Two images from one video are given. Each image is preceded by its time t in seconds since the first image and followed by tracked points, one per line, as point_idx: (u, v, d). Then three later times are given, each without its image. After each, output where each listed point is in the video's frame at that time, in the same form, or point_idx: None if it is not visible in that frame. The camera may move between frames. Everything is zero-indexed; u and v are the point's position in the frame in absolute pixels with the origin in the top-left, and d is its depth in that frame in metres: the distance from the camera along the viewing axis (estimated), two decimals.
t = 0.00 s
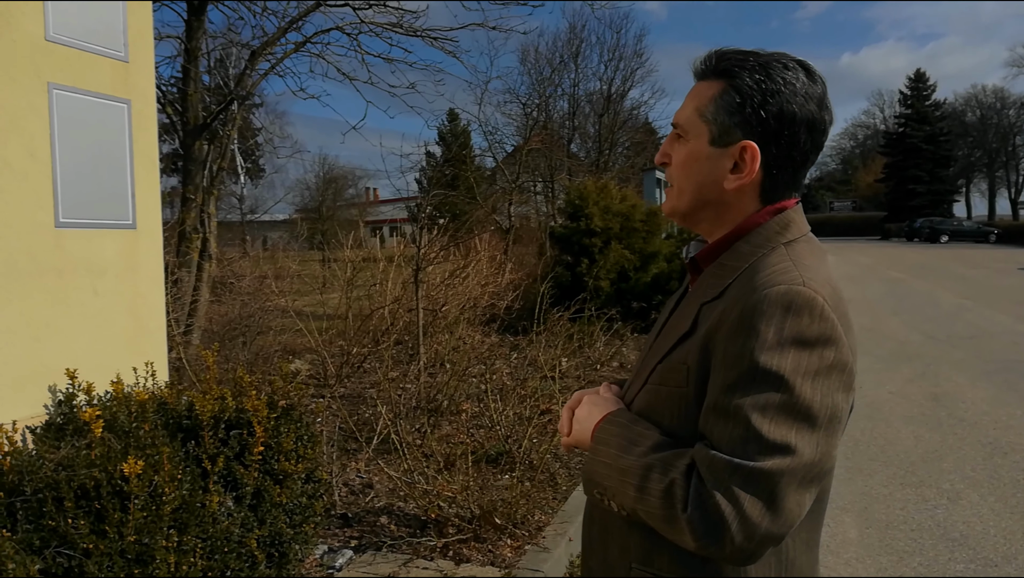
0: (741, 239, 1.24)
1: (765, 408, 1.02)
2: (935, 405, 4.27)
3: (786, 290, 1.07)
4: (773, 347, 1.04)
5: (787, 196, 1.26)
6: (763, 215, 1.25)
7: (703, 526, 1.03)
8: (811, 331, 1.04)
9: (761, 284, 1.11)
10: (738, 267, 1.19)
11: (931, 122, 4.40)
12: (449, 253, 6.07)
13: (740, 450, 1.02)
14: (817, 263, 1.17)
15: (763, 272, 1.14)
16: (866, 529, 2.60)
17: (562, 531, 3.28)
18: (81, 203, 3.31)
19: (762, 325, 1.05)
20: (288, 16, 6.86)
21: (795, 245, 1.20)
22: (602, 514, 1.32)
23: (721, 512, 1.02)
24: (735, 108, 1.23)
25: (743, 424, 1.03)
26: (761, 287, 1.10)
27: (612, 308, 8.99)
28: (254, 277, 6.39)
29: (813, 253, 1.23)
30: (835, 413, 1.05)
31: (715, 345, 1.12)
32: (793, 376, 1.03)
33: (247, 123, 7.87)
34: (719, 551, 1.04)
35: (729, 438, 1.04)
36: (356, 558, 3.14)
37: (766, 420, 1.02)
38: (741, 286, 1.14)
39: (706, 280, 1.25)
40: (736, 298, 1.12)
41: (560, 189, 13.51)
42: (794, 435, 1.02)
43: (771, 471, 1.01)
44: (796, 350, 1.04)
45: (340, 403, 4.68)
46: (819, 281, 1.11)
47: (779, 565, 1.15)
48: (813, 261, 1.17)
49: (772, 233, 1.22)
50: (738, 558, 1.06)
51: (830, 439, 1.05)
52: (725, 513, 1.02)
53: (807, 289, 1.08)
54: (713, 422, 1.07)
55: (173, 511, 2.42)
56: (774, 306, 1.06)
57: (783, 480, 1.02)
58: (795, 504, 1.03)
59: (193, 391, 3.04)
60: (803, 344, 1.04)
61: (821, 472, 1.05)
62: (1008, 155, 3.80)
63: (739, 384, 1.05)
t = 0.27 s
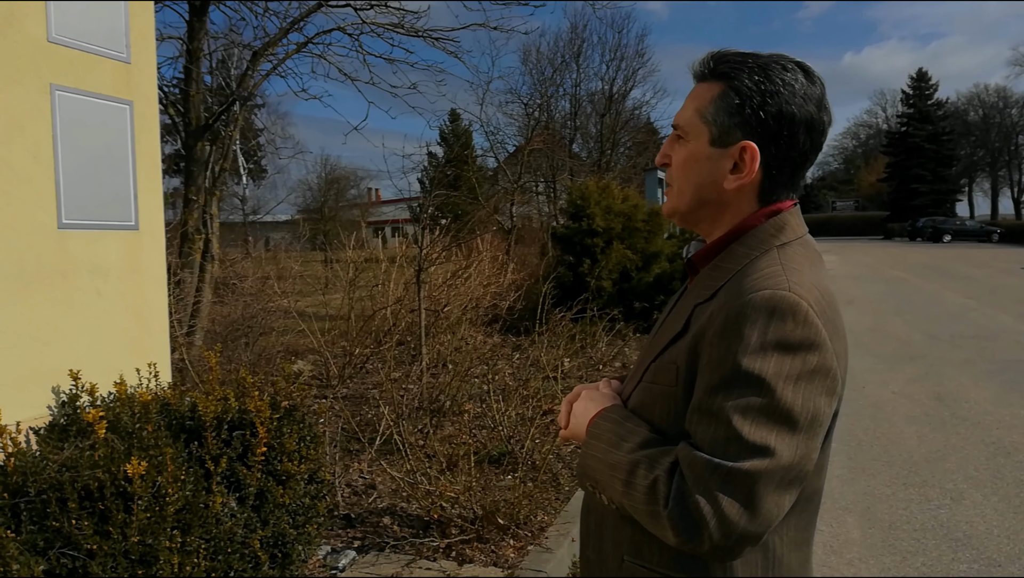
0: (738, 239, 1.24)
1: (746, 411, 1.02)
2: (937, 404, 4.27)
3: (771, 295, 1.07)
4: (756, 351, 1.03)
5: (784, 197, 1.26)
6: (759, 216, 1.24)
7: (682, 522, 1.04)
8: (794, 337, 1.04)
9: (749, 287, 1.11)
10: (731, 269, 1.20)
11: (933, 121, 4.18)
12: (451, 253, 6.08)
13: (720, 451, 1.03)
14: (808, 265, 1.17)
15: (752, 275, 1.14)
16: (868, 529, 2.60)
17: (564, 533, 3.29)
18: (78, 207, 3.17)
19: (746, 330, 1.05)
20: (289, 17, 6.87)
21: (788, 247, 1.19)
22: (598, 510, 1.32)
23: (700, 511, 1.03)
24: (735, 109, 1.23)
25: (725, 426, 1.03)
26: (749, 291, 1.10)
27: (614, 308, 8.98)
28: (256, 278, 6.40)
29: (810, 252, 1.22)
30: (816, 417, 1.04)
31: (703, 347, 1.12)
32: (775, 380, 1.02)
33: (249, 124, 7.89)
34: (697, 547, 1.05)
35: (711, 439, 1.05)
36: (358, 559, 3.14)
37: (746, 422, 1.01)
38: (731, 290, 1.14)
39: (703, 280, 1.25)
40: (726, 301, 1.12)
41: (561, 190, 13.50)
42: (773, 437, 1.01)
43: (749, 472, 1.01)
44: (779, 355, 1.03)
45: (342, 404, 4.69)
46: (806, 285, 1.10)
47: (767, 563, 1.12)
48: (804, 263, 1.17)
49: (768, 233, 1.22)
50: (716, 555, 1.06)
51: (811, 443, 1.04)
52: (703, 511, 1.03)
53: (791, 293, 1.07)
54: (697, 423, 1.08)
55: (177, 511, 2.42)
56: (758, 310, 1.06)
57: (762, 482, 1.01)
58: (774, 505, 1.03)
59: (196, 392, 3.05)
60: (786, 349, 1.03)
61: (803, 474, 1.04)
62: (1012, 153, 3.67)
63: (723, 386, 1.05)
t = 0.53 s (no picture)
0: (733, 239, 1.24)
1: (744, 409, 1.03)
2: (936, 406, 4.28)
3: (765, 294, 1.07)
4: (752, 349, 1.04)
5: (777, 197, 1.26)
6: (753, 216, 1.25)
7: (684, 522, 1.05)
8: (789, 335, 1.04)
9: (743, 287, 1.12)
10: (726, 270, 1.20)
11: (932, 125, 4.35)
12: (450, 257, 6.08)
13: (719, 450, 1.03)
14: (801, 265, 1.17)
15: (746, 276, 1.14)
16: (868, 530, 2.60)
17: (564, 535, 3.30)
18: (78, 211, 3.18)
19: (742, 328, 1.06)
20: (288, 21, 6.88)
21: (781, 248, 1.19)
22: (597, 513, 1.32)
23: (701, 510, 1.03)
24: (729, 110, 1.23)
25: (723, 424, 1.03)
26: (743, 291, 1.10)
27: (614, 310, 8.98)
28: (255, 282, 6.40)
29: (804, 252, 1.23)
30: (813, 414, 1.04)
31: (699, 348, 1.13)
32: (772, 377, 1.03)
33: (248, 128, 7.89)
34: (699, 547, 1.05)
35: (709, 439, 1.05)
36: (358, 562, 3.13)
37: (744, 420, 1.02)
38: (726, 290, 1.14)
39: (697, 282, 1.25)
40: (720, 302, 1.13)
41: (561, 192, 13.51)
42: (771, 434, 1.02)
43: (748, 470, 1.01)
44: (775, 353, 1.04)
45: (342, 408, 4.69)
46: (800, 284, 1.10)
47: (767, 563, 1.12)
48: (797, 263, 1.17)
49: (760, 234, 1.22)
50: (719, 554, 1.06)
51: (809, 440, 1.04)
52: (705, 511, 1.03)
53: (785, 292, 1.08)
54: (695, 423, 1.08)
55: (177, 516, 2.43)
56: (753, 309, 1.07)
57: (761, 479, 1.02)
58: (774, 502, 1.03)
59: (195, 396, 3.05)
60: (781, 347, 1.04)
61: (802, 472, 1.05)
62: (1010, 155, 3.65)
63: (720, 385, 1.05)
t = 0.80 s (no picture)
0: (741, 235, 1.25)
1: (768, 404, 1.02)
2: (937, 404, 4.29)
3: (784, 287, 1.08)
4: (774, 343, 1.04)
5: (781, 193, 1.28)
6: (761, 212, 1.26)
7: (711, 522, 1.03)
8: (809, 327, 1.05)
9: (758, 282, 1.11)
10: (734, 266, 1.20)
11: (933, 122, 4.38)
12: (451, 255, 6.08)
13: (745, 446, 1.02)
14: (810, 259, 1.19)
15: (761, 270, 1.14)
16: (869, 529, 2.62)
17: (565, 533, 3.30)
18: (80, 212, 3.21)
19: (762, 322, 1.06)
20: (289, 20, 6.88)
21: (790, 243, 1.21)
22: (605, 519, 1.31)
23: (730, 509, 1.02)
24: (739, 106, 1.24)
25: (747, 420, 1.03)
26: (760, 285, 1.10)
27: (614, 309, 8.98)
28: (256, 281, 6.40)
29: (812, 246, 1.25)
30: (836, 407, 1.05)
31: (714, 345, 1.13)
32: (794, 371, 1.03)
33: (248, 127, 7.90)
34: (728, 547, 1.03)
35: (733, 435, 1.04)
36: (359, 561, 3.14)
37: (769, 415, 1.02)
38: (740, 285, 1.14)
39: (705, 280, 1.25)
40: (735, 297, 1.13)
41: (561, 191, 13.51)
42: (798, 428, 1.02)
43: (776, 466, 1.01)
44: (796, 345, 1.04)
45: (342, 406, 4.70)
46: (815, 277, 1.11)
47: (784, 561, 1.15)
48: (807, 257, 1.18)
49: (766, 231, 1.22)
50: (747, 554, 1.05)
51: (833, 433, 1.05)
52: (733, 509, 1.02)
53: (804, 285, 1.08)
54: (716, 420, 1.07)
55: (177, 514, 2.43)
56: (773, 302, 1.07)
57: (790, 474, 1.01)
58: (801, 497, 1.03)
59: (196, 395, 3.05)
60: (802, 339, 1.04)
61: (825, 465, 1.05)
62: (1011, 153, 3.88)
63: (741, 380, 1.05)
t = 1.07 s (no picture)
0: (757, 234, 1.25)
1: (804, 401, 1.03)
2: (940, 403, 4.30)
3: (815, 282, 1.08)
4: (808, 339, 1.04)
5: (794, 192, 1.29)
6: (777, 211, 1.26)
7: (749, 525, 1.03)
8: (842, 323, 1.06)
9: (785, 278, 1.11)
10: (754, 265, 1.19)
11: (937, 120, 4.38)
12: (454, 253, 6.08)
13: (782, 446, 1.03)
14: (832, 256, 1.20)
15: (786, 267, 1.13)
16: (871, 528, 2.63)
17: (567, 531, 3.31)
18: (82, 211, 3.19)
19: (794, 318, 1.06)
20: (291, 18, 6.87)
21: (808, 241, 1.21)
22: (620, 526, 1.31)
23: (769, 510, 1.02)
24: (753, 105, 1.24)
25: (783, 420, 1.03)
26: (787, 282, 1.10)
27: (617, 307, 8.98)
28: (259, 279, 6.40)
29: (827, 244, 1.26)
30: (870, 405, 1.06)
31: (740, 344, 1.12)
32: (829, 367, 1.04)
33: (251, 125, 7.90)
34: (766, 549, 1.04)
35: (768, 435, 1.04)
36: (362, 559, 3.15)
37: (806, 413, 1.02)
38: (764, 283, 1.13)
39: (721, 280, 1.25)
40: (761, 294, 1.12)
41: (564, 189, 13.50)
42: (834, 427, 1.03)
43: (815, 466, 1.02)
44: (830, 342, 1.05)
45: (345, 404, 4.71)
46: (842, 274, 1.12)
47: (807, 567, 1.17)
48: (828, 254, 1.19)
49: (784, 229, 1.23)
50: (783, 556, 1.06)
51: (867, 431, 1.06)
52: (772, 511, 1.02)
53: (834, 281, 1.09)
54: (748, 420, 1.07)
55: (180, 512, 2.44)
56: (805, 298, 1.07)
57: (828, 474, 1.03)
58: (839, 496, 1.05)
59: (199, 392, 3.06)
60: (835, 336, 1.05)
61: (860, 463, 1.07)
62: (1015, 150, 3.93)
63: (773, 378, 1.04)
